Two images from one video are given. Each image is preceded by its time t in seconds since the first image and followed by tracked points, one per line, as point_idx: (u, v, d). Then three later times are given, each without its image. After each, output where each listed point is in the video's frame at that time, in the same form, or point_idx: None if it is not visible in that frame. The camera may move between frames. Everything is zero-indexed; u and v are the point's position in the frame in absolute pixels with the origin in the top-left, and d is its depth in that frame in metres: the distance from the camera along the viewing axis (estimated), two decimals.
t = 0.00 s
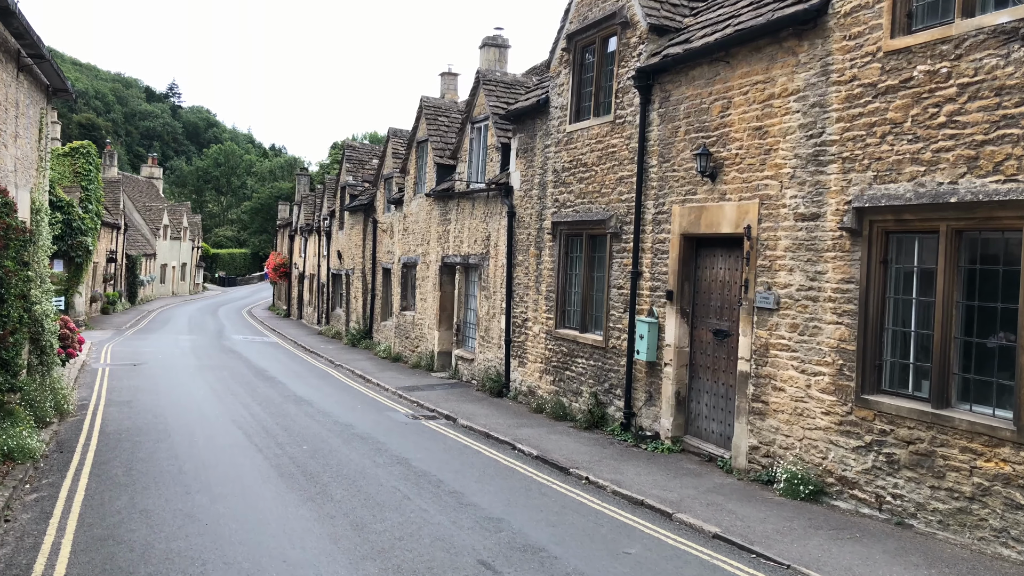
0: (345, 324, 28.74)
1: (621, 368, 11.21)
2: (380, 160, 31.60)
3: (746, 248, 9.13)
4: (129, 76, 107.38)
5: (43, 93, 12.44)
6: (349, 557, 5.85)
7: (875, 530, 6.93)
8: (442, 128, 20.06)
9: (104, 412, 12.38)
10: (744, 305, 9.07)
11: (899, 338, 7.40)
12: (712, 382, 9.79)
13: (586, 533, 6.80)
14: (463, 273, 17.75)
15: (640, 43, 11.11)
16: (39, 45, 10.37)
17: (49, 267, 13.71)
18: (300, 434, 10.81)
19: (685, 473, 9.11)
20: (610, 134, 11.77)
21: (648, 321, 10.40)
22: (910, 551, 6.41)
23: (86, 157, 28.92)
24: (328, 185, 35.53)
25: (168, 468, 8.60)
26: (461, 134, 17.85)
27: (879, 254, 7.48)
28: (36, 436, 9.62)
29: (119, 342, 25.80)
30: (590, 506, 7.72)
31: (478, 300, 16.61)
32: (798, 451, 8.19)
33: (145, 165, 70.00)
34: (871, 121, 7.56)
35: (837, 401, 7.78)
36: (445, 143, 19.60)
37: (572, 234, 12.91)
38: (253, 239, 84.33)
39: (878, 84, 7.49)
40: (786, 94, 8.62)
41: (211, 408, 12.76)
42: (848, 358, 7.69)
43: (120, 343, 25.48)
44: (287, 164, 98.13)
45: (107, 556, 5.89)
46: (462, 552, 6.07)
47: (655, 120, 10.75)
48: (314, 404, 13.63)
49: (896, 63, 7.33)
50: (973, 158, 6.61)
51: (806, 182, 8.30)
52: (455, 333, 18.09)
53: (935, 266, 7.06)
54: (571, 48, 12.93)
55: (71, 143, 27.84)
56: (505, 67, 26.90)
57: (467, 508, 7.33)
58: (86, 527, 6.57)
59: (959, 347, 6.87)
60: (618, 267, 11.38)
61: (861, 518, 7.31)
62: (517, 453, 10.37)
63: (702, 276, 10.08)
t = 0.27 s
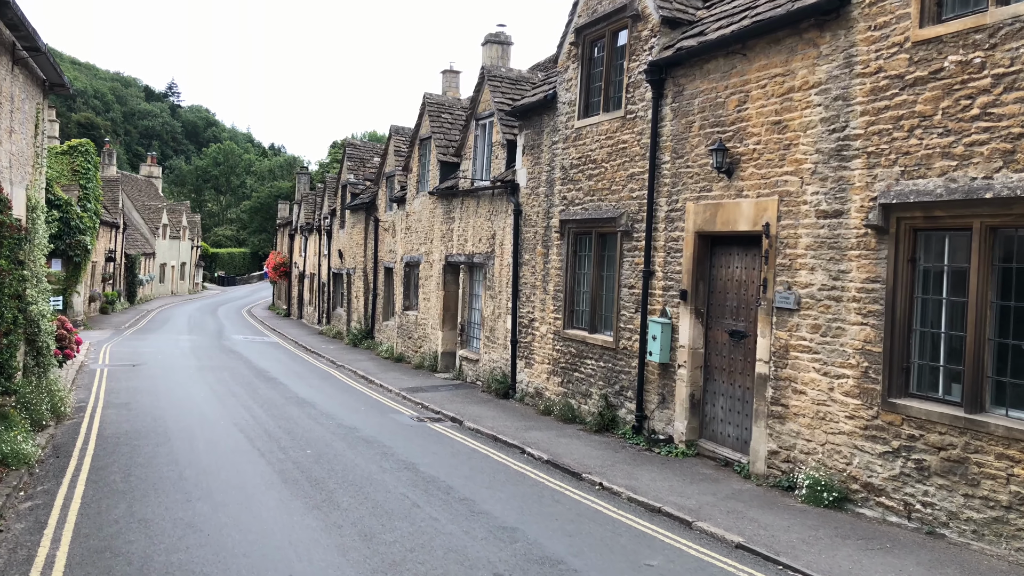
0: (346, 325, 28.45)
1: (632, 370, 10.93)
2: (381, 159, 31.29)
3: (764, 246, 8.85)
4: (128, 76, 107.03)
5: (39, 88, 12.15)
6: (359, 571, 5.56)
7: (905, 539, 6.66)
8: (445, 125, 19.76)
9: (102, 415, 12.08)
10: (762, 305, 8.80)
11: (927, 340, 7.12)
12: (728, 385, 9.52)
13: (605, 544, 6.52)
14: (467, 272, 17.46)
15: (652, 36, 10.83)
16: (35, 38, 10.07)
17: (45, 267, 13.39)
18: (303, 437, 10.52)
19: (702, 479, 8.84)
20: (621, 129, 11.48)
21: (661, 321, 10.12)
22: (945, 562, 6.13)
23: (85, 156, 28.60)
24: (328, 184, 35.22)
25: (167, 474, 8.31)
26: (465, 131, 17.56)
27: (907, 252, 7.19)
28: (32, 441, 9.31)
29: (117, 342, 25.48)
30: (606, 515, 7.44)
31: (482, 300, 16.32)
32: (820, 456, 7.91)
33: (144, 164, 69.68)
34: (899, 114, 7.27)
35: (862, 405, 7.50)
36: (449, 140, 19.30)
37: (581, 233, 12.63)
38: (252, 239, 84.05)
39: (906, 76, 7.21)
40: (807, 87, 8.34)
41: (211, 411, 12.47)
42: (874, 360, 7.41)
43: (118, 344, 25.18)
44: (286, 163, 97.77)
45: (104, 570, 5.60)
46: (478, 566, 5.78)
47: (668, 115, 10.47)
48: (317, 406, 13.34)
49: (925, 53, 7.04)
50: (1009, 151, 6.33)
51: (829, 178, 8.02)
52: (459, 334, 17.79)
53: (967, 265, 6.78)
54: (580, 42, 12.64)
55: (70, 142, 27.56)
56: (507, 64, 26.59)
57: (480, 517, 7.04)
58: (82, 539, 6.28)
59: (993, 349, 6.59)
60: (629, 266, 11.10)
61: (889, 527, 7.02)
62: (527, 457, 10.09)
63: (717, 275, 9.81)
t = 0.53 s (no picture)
0: (346, 325, 28.10)
1: (645, 372, 10.60)
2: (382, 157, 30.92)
3: (785, 245, 8.53)
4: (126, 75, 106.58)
5: (32, 82, 11.79)
6: None
7: (941, 553, 6.32)
8: (448, 122, 19.42)
9: (97, 419, 11.72)
10: (783, 305, 8.48)
11: (963, 342, 6.78)
12: (747, 388, 9.19)
13: (626, 558, 6.19)
14: (472, 271, 17.11)
15: (665, 28, 10.50)
16: (27, 29, 9.73)
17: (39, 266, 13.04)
18: (306, 442, 10.17)
19: (720, 486, 8.50)
20: (632, 124, 11.14)
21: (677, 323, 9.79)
22: None
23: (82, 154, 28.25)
24: (329, 182, 34.87)
25: (165, 483, 7.95)
26: (470, 128, 17.22)
27: (941, 250, 6.85)
28: (23, 447, 8.96)
29: (115, 343, 25.12)
30: (625, 526, 7.10)
31: (487, 300, 15.98)
32: (847, 464, 7.58)
33: (142, 163, 69.28)
34: (931, 105, 6.94)
35: (891, 410, 7.16)
36: (452, 137, 18.95)
37: (590, 231, 12.29)
38: (251, 238, 83.66)
39: (939, 65, 6.87)
40: (831, 79, 7.99)
41: (210, 414, 12.12)
42: (905, 364, 7.07)
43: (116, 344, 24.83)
44: (286, 162, 97.35)
45: None
46: None
47: (682, 109, 10.14)
48: (319, 410, 12.99)
49: (960, 41, 6.71)
50: None
51: (855, 173, 7.68)
52: (463, 334, 17.44)
53: (1006, 264, 6.45)
54: (590, 34, 12.30)
55: (66, 140, 27.21)
56: (510, 60, 26.23)
57: (493, 529, 6.70)
58: (73, 554, 5.93)
59: None
60: (642, 265, 10.76)
61: (922, 539, 6.69)
62: (538, 463, 9.74)
63: (735, 274, 9.48)
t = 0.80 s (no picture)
0: (349, 324, 27.80)
1: (660, 374, 10.30)
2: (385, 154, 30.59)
3: (809, 242, 8.22)
4: (127, 73, 106.21)
5: (29, 75, 11.49)
6: None
7: (981, 566, 6.03)
8: (454, 118, 19.10)
9: (97, 422, 11.42)
10: (807, 306, 8.17)
11: (1001, 345, 6.49)
12: (768, 391, 8.90)
13: (650, 571, 5.89)
14: (478, 270, 16.80)
15: (681, 19, 10.19)
16: (23, 20, 9.43)
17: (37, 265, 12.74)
18: (311, 446, 9.87)
19: (742, 493, 8.20)
20: (646, 119, 10.83)
21: (694, 323, 9.48)
22: None
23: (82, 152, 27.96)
24: (331, 180, 34.55)
25: (166, 490, 7.65)
26: (476, 124, 16.90)
27: (978, 248, 6.56)
28: (20, 452, 8.65)
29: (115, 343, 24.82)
30: (646, 536, 6.80)
31: (494, 300, 15.67)
32: (876, 471, 7.28)
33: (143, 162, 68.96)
34: (968, 96, 6.63)
35: (924, 415, 6.86)
36: (458, 133, 18.64)
37: (602, 229, 11.98)
38: (252, 237, 83.35)
39: (976, 54, 6.57)
40: (859, 70, 7.68)
41: (212, 417, 11.81)
42: (939, 367, 6.78)
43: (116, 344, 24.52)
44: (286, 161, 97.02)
45: None
46: None
47: (699, 103, 9.83)
48: (324, 412, 12.69)
49: (999, 29, 6.41)
50: None
51: (885, 168, 7.38)
52: (469, 334, 17.14)
53: None
54: (601, 27, 11.99)
55: (66, 137, 26.91)
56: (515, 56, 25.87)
57: (510, 540, 6.40)
58: (69, 568, 5.63)
59: None
60: (656, 264, 10.45)
61: (959, 551, 6.39)
62: (551, 468, 9.44)
63: (755, 273, 9.17)
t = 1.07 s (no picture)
0: (352, 325, 27.45)
1: (677, 377, 9.95)
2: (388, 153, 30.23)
3: (837, 240, 7.88)
4: (127, 73, 105.86)
5: (25, 69, 11.18)
6: None
7: None
8: (459, 115, 18.75)
9: (95, 426, 11.07)
10: (835, 306, 7.83)
11: None
12: (793, 395, 8.55)
13: None
14: (485, 270, 16.45)
15: (699, 9, 9.84)
16: (17, 10, 9.11)
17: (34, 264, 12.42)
18: (317, 452, 9.51)
19: (768, 502, 7.86)
20: (662, 113, 10.49)
21: (714, 325, 9.15)
22: None
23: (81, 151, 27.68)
24: (333, 179, 34.20)
25: (167, 500, 7.30)
26: (483, 120, 16.56)
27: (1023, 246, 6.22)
28: (14, 458, 8.31)
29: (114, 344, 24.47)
30: (673, 550, 6.45)
31: (502, 300, 15.32)
32: (912, 479, 6.93)
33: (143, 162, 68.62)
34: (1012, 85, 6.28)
35: (965, 422, 6.52)
36: (463, 130, 18.29)
37: (615, 227, 11.63)
38: (252, 237, 82.99)
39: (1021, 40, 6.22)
40: (891, 59, 7.34)
41: (214, 421, 11.46)
42: (981, 371, 6.43)
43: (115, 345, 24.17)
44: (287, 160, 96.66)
45: None
46: None
47: (719, 96, 9.49)
48: (329, 415, 12.34)
49: None
50: None
51: (920, 162, 7.03)
52: (476, 335, 16.79)
53: None
54: (614, 19, 11.65)
55: (65, 136, 26.62)
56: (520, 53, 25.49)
57: (530, 555, 6.05)
58: None
59: None
60: (673, 263, 10.12)
61: (1004, 565, 6.05)
62: (566, 475, 9.09)
63: (778, 273, 8.83)
